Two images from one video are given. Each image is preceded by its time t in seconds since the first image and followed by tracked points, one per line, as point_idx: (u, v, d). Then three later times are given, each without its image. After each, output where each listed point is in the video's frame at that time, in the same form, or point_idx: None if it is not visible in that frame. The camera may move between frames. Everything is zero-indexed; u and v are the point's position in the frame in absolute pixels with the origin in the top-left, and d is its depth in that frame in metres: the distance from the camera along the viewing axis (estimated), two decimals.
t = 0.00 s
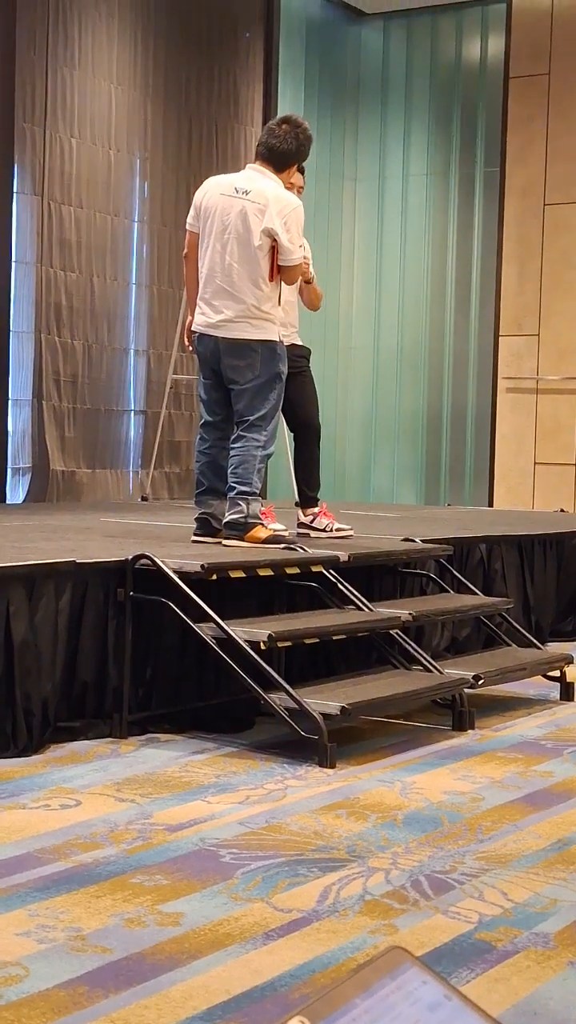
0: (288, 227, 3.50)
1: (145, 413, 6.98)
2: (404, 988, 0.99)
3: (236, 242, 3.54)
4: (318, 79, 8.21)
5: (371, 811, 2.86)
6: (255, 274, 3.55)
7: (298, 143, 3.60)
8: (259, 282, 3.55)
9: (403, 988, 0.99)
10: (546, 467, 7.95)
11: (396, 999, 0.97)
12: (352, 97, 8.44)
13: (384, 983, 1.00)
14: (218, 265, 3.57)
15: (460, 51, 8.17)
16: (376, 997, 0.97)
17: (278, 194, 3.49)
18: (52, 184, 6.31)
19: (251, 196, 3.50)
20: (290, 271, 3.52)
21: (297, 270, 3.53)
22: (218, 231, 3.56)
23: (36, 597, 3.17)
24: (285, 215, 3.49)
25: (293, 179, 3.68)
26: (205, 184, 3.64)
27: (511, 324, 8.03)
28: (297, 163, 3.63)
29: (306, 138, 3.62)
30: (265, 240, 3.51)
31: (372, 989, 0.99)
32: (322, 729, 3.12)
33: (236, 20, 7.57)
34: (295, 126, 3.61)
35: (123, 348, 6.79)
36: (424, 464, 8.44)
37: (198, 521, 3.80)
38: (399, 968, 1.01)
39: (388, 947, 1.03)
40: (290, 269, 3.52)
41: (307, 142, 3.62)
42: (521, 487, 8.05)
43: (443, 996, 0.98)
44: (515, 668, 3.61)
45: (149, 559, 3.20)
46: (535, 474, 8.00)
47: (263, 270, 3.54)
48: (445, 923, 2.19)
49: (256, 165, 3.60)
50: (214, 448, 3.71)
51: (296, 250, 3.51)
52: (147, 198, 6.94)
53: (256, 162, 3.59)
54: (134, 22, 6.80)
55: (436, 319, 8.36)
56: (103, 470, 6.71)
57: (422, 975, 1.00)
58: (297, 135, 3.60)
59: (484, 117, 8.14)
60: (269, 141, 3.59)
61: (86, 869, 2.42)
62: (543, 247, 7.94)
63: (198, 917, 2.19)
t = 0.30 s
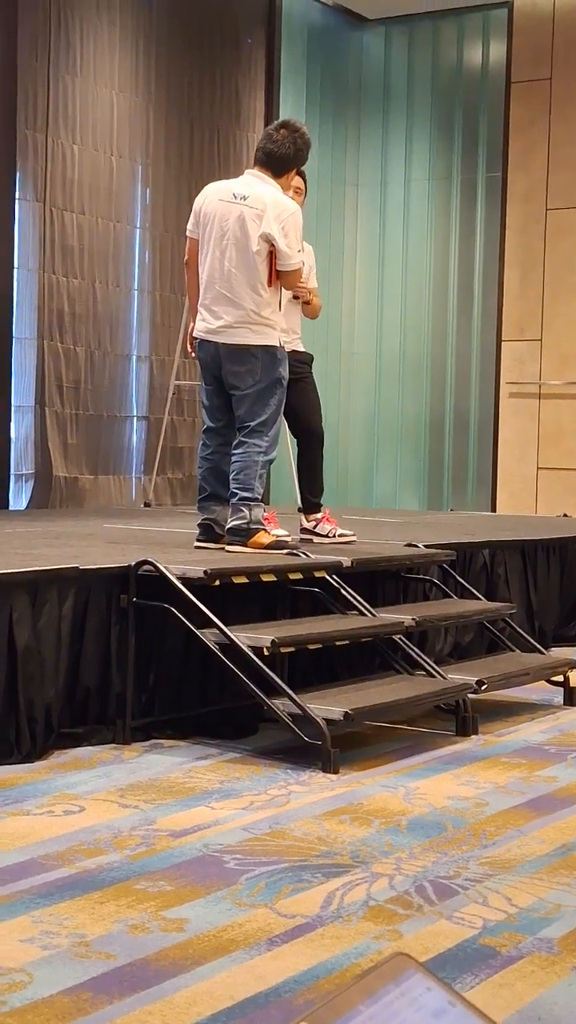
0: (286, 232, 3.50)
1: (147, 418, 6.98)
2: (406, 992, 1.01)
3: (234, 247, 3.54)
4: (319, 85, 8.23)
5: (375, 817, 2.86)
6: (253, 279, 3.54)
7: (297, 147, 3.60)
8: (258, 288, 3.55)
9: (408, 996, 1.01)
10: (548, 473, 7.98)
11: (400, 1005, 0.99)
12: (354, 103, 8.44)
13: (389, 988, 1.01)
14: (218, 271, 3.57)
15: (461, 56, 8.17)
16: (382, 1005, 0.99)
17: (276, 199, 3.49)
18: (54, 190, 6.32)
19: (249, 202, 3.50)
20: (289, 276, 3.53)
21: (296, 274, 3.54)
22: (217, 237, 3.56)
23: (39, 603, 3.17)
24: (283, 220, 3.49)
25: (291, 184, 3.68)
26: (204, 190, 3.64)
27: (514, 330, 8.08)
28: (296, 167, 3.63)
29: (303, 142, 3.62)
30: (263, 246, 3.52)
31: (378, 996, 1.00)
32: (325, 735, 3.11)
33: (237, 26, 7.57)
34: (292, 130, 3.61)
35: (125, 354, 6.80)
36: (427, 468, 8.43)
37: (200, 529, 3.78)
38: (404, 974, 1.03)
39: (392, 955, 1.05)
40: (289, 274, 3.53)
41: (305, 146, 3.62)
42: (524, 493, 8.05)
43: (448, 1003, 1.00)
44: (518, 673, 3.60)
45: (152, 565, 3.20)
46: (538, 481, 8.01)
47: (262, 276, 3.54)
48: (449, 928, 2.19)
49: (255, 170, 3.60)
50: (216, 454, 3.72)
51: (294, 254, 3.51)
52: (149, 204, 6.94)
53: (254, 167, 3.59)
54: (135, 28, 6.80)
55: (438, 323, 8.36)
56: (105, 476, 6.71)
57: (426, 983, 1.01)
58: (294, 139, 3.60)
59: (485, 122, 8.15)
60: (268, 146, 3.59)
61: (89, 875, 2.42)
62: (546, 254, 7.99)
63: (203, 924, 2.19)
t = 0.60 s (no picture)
0: (287, 237, 3.51)
1: (151, 424, 6.99)
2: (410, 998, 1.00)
3: (236, 253, 3.54)
4: (322, 89, 8.20)
5: (380, 822, 2.86)
6: (255, 284, 3.55)
7: (296, 151, 3.59)
8: (259, 293, 3.55)
9: (413, 1000, 1.00)
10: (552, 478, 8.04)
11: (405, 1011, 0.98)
12: (357, 109, 8.44)
13: (392, 995, 1.00)
14: (220, 276, 3.58)
15: (464, 61, 8.17)
16: (385, 1011, 0.98)
17: (277, 204, 3.50)
18: (57, 196, 6.33)
19: (251, 207, 3.51)
20: (291, 281, 3.53)
21: (298, 279, 3.54)
22: (218, 243, 3.57)
23: (43, 610, 3.17)
24: (285, 225, 3.51)
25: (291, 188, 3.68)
26: (205, 195, 3.65)
27: (518, 336, 8.10)
28: (296, 170, 3.62)
29: (303, 145, 3.61)
30: (264, 251, 3.52)
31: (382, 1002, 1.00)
32: (329, 740, 3.11)
33: (240, 32, 7.56)
34: (292, 133, 3.60)
35: (129, 361, 6.81)
36: (430, 473, 8.44)
37: (204, 534, 3.78)
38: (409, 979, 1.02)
39: (395, 961, 1.03)
40: (291, 279, 3.53)
41: (305, 149, 3.61)
42: (527, 497, 8.13)
43: (453, 1008, 0.99)
44: (523, 677, 3.60)
45: (156, 571, 3.20)
46: (542, 484, 8.08)
47: (264, 281, 3.54)
48: (454, 933, 2.19)
49: (256, 175, 3.60)
50: (220, 460, 3.72)
51: (296, 259, 3.52)
52: (153, 210, 6.94)
53: (254, 172, 3.60)
54: (138, 35, 6.80)
55: (442, 328, 8.35)
56: (109, 482, 6.72)
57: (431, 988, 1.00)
58: (294, 144, 3.59)
59: (489, 127, 8.14)
60: (268, 151, 3.58)
61: (94, 881, 2.42)
62: (549, 259, 8.03)
63: (207, 929, 2.19)
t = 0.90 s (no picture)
0: (292, 241, 3.51)
1: (156, 428, 6.99)
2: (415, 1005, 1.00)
3: (240, 257, 3.54)
4: (326, 92, 8.20)
5: (385, 825, 2.86)
6: (260, 288, 3.55)
7: (299, 155, 3.60)
8: (264, 297, 3.55)
9: (417, 1006, 1.00)
10: (557, 482, 8.05)
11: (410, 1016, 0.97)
12: (361, 113, 8.45)
13: (398, 1001, 1.00)
14: (224, 281, 3.58)
15: (468, 64, 8.17)
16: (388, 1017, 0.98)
17: (281, 207, 3.49)
18: (62, 201, 6.33)
19: (255, 211, 3.50)
20: (295, 284, 3.53)
21: (302, 282, 3.54)
22: (222, 247, 3.57)
23: (48, 614, 3.17)
24: (289, 229, 3.50)
25: (294, 192, 3.68)
26: (209, 200, 3.65)
27: (522, 338, 8.10)
28: (299, 174, 3.62)
29: (305, 149, 3.62)
30: (269, 255, 3.51)
31: (387, 1007, 1.00)
32: (335, 744, 3.11)
33: (244, 35, 7.56)
34: (294, 138, 3.61)
35: (133, 364, 6.81)
36: (435, 476, 8.44)
37: (209, 538, 3.79)
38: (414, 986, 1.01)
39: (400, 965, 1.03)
40: (295, 283, 3.53)
41: (307, 153, 3.62)
42: (531, 500, 8.14)
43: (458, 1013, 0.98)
44: (528, 680, 3.60)
45: (161, 574, 3.20)
46: (546, 487, 8.09)
47: (268, 284, 3.54)
48: (460, 937, 2.19)
49: (259, 179, 3.60)
50: (224, 464, 3.72)
51: (300, 262, 3.52)
52: (157, 215, 6.95)
53: (258, 176, 3.59)
54: (142, 39, 6.81)
55: (446, 330, 8.36)
56: (114, 486, 6.72)
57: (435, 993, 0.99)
58: (296, 147, 3.60)
59: (492, 129, 8.14)
60: (270, 155, 3.59)
61: (100, 885, 2.42)
62: (553, 263, 8.02)
63: (213, 932, 2.19)
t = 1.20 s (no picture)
0: (296, 243, 3.52)
1: (160, 431, 6.99)
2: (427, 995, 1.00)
3: (244, 258, 3.54)
4: (329, 95, 8.21)
5: (390, 828, 2.85)
6: (264, 291, 3.55)
7: (303, 158, 3.60)
8: (268, 300, 3.55)
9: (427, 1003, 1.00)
10: (561, 483, 8.04)
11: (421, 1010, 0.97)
12: (364, 115, 8.45)
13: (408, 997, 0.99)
14: (228, 283, 3.58)
15: (472, 65, 8.17)
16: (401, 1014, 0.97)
17: (285, 210, 3.50)
18: (65, 204, 6.34)
19: (258, 214, 3.51)
20: (299, 286, 3.54)
21: (306, 285, 3.54)
22: (226, 250, 3.57)
23: (53, 617, 3.18)
24: (293, 231, 3.51)
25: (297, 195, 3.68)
26: (212, 203, 3.65)
27: (526, 339, 8.10)
28: (303, 178, 3.62)
29: (309, 153, 3.62)
30: (272, 257, 3.52)
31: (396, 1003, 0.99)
32: (340, 747, 3.11)
33: (248, 38, 7.56)
34: (298, 141, 3.62)
35: (137, 368, 6.81)
36: (440, 477, 8.44)
37: (213, 541, 3.78)
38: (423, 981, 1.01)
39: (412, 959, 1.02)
40: (299, 285, 3.53)
41: (311, 157, 3.62)
42: (536, 502, 8.13)
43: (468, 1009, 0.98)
44: (533, 682, 3.59)
45: (166, 577, 3.20)
46: (551, 488, 8.08)
47: (272, 287, 3.55)
48: (465, 939, 2.19)
49: (263, 182, 3.60)
50: (228, 467, 3.72)
51: (304, 264, 3.52)
52: (161, 218, 6.95)
53: (261, 178, 3.60)
54: (146, 42, 6.81)
55: (450, 330, 8.36)
56: (118, 488, 6.72)
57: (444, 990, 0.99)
58: (301, 151, 3.60)
59: (496, 130, 8.14)
60: (275, 157, 3.59)
61: (105, 888, 2.42)
62: (557, 264, 8.01)
63: (218, 936, 2.19)
